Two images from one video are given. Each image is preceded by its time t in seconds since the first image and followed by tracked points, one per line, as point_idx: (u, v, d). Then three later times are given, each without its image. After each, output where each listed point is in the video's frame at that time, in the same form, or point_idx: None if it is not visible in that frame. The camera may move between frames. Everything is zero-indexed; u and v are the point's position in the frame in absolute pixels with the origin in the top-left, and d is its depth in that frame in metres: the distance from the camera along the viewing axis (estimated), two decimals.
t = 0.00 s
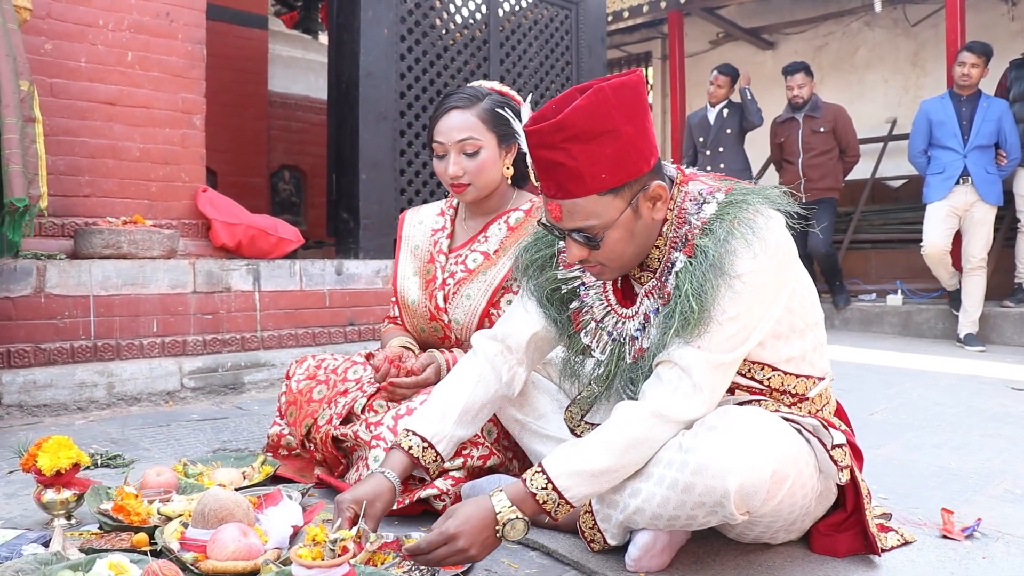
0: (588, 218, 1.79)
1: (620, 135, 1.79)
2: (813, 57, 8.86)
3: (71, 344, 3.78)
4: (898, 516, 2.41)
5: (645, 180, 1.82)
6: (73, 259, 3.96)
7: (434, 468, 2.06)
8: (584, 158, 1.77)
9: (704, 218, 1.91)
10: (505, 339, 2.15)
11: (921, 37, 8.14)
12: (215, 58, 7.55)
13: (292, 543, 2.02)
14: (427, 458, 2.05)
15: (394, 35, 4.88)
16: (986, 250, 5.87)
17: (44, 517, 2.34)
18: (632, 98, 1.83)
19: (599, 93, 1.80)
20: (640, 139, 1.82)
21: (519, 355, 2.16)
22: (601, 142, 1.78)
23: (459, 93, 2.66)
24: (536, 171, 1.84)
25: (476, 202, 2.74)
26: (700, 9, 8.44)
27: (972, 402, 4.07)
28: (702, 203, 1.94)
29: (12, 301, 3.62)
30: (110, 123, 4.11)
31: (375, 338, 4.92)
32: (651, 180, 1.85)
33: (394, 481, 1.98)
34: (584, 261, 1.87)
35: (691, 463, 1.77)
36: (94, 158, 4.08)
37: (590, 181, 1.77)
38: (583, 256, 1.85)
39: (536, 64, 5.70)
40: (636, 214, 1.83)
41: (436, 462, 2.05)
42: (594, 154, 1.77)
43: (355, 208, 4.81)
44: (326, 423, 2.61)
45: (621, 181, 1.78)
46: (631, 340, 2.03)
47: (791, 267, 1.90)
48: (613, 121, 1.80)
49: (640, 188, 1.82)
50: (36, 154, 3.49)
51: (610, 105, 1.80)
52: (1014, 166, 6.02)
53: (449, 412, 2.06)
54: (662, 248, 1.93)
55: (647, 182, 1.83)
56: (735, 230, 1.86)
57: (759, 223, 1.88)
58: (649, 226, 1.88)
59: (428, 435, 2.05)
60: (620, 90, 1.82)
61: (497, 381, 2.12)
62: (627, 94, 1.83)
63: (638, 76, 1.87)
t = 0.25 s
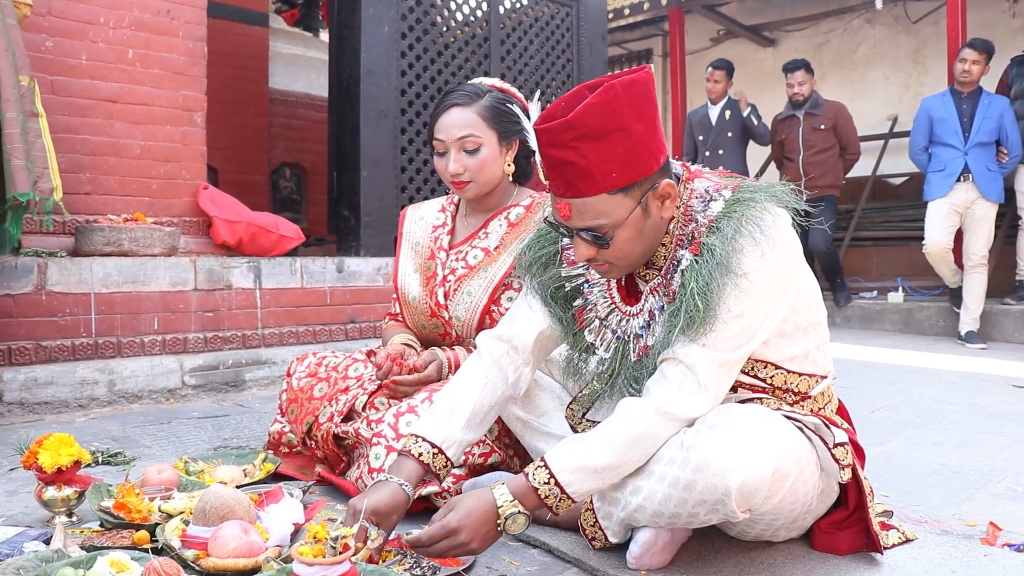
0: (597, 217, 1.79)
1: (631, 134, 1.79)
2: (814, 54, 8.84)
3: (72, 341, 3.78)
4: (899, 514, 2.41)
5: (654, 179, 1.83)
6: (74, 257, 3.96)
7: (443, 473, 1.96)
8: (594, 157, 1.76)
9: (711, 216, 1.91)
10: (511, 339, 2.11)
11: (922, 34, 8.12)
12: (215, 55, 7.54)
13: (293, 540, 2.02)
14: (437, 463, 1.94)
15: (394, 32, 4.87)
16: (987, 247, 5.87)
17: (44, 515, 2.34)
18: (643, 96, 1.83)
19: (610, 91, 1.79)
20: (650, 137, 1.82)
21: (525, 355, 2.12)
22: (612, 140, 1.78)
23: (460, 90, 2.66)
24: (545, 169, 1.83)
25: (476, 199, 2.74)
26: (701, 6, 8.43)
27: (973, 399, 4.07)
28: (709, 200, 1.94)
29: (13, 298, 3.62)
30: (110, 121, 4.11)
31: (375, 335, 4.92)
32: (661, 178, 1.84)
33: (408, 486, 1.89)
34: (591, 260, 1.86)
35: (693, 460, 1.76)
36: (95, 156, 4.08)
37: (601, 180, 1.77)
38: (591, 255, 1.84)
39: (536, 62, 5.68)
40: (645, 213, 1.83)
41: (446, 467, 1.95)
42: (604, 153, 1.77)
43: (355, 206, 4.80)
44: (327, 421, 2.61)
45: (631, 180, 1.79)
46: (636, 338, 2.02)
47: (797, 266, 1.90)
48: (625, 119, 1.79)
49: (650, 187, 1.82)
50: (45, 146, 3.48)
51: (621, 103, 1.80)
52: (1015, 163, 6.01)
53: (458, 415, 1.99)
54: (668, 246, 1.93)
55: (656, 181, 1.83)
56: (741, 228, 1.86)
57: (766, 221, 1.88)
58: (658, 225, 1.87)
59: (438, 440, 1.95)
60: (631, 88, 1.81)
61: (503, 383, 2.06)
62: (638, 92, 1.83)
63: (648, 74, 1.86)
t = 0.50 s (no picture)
0: (604, 213, 1.80)
1: (638, 130, 1.79)
2: (815, 52, 8.84)
3: (73, 341, 3.78)
4: (900, 512, 2.41)
5: (661, 175, 1.83)
6: (75, 257, 3.96)
7: (433, 463, 2.09)
8: (602, 153, 1.77)
9: (714, 212, 1.91)
10: (508, 336, 2.14)
11: (923, 32, 8.12)
12: (216, 55, 7.54)
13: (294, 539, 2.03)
14: (425, 454, 2.07)
15: (395, 31, 4.87)
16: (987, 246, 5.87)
17: (46, 514, 2.34)
18: (650, 92, 1.83)
19: (619, 87, 1.80)
20: (657, 133, 1.82)
21: (523, 354, 2.15)
22: (620, 136, 1.78)
23: (460, 89, 2.66)
24: (552, 165, 1.84)
25: (477, 197, 2.74)
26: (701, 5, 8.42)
27: (974, 397, 4.07)
28: (712, 197, 1.94)
29: (14, 298, 3.62)
30: (111, 120, 4.11)
31: (376, 334, 4.92)
32: (667, 175, 1.85)
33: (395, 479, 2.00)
34: (596, 256, 1.86)
35: (694, 458, 1.77)
36: (95, 156, 4.08)
37: (608, 176, 1.77)
38: (596, 251, 1.84)
39: (537, 60, 5.68)
40: (651, 209, 1.84)
41: (434, 457, 2.08)
42: (611, 148, 1.77)
43: (356, 205, 4.80)
44: (327, 420, 2.61)
45: (638, 177, 1.79)
46: (638, 335, 2.01)
47: (800, 263, 1.90)
48: (632, 115, 1.79)
49: (656, 183, 1.83)
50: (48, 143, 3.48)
51: (629, 99, 1.80)
52: (1016, 161, 6.00)
53: (449, 408, 2.08)
54: (672, 242, 1.94)
55: (663, 177, 1.84)
56: (744, 224, 1.86)
57: (769, 218, 1.88)
58: (662, 222, 1.88)
59: (427, 431, 2.07)
60: (639, 84, 1.82)
61: (498, 380, 2.11)
62: (645, 88, 1.83)
63: (655, 69, 1.87)
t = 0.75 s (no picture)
0: (602, 212, 1.79)
1: (636, 129, 1.79)
2: (815, 50, 8.83)
3: (73, 339, 3.78)
4: (901, 510, 2.41)
5: (658, 175, 1.83)
6: (75, 255, 3.96)
7: (421, 441, 2.10)
8: (599, 152, 1.77)
9: (711, 212, 1.90)
10: (502, 325, 2.16)
11: (924, 30, 8.10)
12: (216, 53, 7.54)
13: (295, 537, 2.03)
14: (414, 431, 2.09)
15: (395, 29, 4.87)
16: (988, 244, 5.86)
17: (47, 512, 2.34)
18: (649, 91, 1.83)
19: (617, 87, 1.80)
20: (655, 133, 1.82)
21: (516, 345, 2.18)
22: (618, 136, 1.78)
23: (461, 87, 2.66)
24: (550, 164, 1.84)
25: (479, 195, 2.73)
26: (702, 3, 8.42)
27: (974, 395, 4.07)
28: (711, 195, 1.93)
29: (15, 297, 3.62)
30: (111, 119, 4.11)
31: (377, 332, 4.92)
32: (665, 174, 1.84)
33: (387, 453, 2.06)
34: (594, 254, 1.86)
35: (694, 457, 1.77)
36: (96, 154, 4.07)
37: (605, 175, 1.77)
38: (593, 249, 1.84)
39: (537, 59, 5.67)
40: (649, 208, 1.83)
41: (422, 435, 2.10)
42: (608, 148, 1.77)
43: (357, 203, 4.80)
44: (328, 419, 2.61)
45: (636, 176, 1.79)
46: (635, 331, 2.01)
47: (797, 263, 1.89)
48: (630, 115, 1.79)
49: (654, 183, 1.82)
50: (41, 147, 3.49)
51: (626, 99, 1.80)
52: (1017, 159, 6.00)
53: (440, 390, 2.10)
54: (670, 241, 1.93)
55: (660, 177, 1.83)
56: (740, 223, 1.85)
57: (766, 218, 1.87)
58: (658, 222, 1.87)
59: (416, 409, 2.10)
60: (637, 84, 1.82)
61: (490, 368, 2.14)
62: (644, 88, 1.83)
63: (655, 70, 1.87)
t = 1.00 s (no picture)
0: (592, 209, 1.80)
1: (626, 127, 1.78)
2: (816, 49, 8.82)
3: (74, 337, 3.79)
4: (901, 508, 2.41)
5: (649, 173, 1.82)
6: (76, 253, 3.96)
7: (422, 414, 2.15)
8: (588, 150, 1.76)
9: (707, 208, 1.89)
10: (499, 309, 2.25)
11: (924, 28, 8.09)
12: (216, 52, 7.53)
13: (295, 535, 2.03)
14: (417, 403, 2.13)
15: (395, 28, 4.87)
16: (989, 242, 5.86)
17: (48, 510, 2.34)
18: (641, 90, 1.81)
19: (607, 85, 1.79)
20: (647, 132, 1.80)
21: (509, 328, 2.26)
22: (607, 134, 1.77)
23: (462, 85, 2.66)
24: (543, 162, 1.85)
25: (480, 193, 2.74)
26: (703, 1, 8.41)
27: (974, 394, 4.07)
28: (708, 192, 1.92)
29: (15, 295, 3.62)
30: (112, 117, 4.11)
31: (377, 330, 4.92)
32: (657, 172, 1.83)
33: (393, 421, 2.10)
34: (587, 249, 1.88)
35: (694, 456, 1.78)
36: (96, 152, 4.07)
37: (593, 173, 1.77)
38: (586, 244, 1.86)
39: (538, 57, 5.67)
40: (640, 206, 1.83)
41: (425, 408, 2.14)
42: (597, 145, 1.76)
43: (357, 201, 4.80)
44: (328, 416, 2.60)
45: (624, 174, 1.78)
46: (631, 325, 2.01)
47: (792, 260, 1.88)
48: (620, 113, 1.78)
49: (645, 181, 1.82)
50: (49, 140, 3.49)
51: (616, 97, 1.79)
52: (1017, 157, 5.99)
53: (443, 364, 2.16)
54: (667, 236, 1.93)
55: (651, 175, 1.82)
56: (734, 220, 1.84)
57: (761, 215, 1.86)
58: (653, 218, 1.87)
59: (421, 382, 2.14)
60: (630, 81, 1.80)
61: (485, 349, 2.23)
62: (637, 85, 1.81)
63: (651, 67, 1.85)
